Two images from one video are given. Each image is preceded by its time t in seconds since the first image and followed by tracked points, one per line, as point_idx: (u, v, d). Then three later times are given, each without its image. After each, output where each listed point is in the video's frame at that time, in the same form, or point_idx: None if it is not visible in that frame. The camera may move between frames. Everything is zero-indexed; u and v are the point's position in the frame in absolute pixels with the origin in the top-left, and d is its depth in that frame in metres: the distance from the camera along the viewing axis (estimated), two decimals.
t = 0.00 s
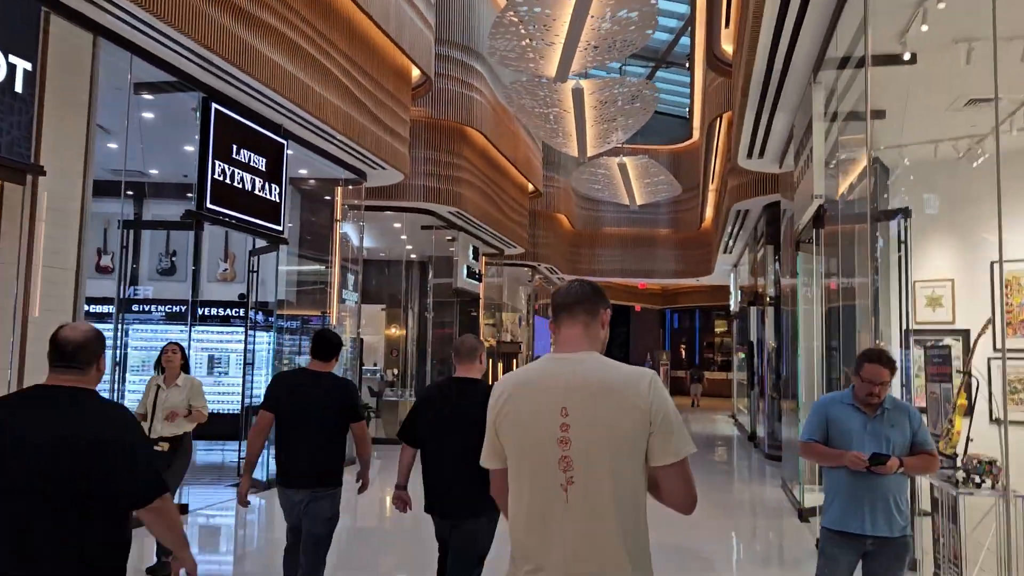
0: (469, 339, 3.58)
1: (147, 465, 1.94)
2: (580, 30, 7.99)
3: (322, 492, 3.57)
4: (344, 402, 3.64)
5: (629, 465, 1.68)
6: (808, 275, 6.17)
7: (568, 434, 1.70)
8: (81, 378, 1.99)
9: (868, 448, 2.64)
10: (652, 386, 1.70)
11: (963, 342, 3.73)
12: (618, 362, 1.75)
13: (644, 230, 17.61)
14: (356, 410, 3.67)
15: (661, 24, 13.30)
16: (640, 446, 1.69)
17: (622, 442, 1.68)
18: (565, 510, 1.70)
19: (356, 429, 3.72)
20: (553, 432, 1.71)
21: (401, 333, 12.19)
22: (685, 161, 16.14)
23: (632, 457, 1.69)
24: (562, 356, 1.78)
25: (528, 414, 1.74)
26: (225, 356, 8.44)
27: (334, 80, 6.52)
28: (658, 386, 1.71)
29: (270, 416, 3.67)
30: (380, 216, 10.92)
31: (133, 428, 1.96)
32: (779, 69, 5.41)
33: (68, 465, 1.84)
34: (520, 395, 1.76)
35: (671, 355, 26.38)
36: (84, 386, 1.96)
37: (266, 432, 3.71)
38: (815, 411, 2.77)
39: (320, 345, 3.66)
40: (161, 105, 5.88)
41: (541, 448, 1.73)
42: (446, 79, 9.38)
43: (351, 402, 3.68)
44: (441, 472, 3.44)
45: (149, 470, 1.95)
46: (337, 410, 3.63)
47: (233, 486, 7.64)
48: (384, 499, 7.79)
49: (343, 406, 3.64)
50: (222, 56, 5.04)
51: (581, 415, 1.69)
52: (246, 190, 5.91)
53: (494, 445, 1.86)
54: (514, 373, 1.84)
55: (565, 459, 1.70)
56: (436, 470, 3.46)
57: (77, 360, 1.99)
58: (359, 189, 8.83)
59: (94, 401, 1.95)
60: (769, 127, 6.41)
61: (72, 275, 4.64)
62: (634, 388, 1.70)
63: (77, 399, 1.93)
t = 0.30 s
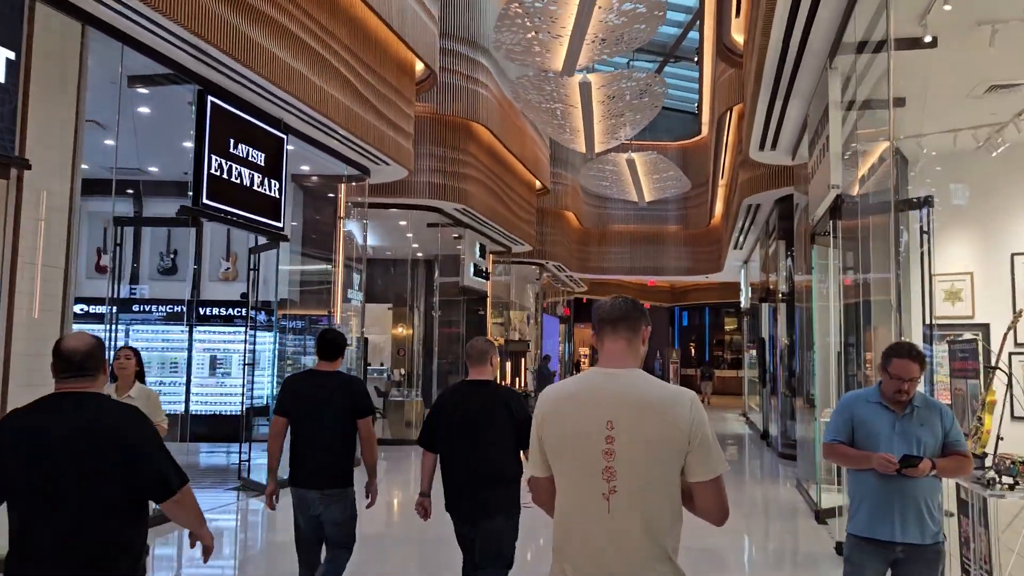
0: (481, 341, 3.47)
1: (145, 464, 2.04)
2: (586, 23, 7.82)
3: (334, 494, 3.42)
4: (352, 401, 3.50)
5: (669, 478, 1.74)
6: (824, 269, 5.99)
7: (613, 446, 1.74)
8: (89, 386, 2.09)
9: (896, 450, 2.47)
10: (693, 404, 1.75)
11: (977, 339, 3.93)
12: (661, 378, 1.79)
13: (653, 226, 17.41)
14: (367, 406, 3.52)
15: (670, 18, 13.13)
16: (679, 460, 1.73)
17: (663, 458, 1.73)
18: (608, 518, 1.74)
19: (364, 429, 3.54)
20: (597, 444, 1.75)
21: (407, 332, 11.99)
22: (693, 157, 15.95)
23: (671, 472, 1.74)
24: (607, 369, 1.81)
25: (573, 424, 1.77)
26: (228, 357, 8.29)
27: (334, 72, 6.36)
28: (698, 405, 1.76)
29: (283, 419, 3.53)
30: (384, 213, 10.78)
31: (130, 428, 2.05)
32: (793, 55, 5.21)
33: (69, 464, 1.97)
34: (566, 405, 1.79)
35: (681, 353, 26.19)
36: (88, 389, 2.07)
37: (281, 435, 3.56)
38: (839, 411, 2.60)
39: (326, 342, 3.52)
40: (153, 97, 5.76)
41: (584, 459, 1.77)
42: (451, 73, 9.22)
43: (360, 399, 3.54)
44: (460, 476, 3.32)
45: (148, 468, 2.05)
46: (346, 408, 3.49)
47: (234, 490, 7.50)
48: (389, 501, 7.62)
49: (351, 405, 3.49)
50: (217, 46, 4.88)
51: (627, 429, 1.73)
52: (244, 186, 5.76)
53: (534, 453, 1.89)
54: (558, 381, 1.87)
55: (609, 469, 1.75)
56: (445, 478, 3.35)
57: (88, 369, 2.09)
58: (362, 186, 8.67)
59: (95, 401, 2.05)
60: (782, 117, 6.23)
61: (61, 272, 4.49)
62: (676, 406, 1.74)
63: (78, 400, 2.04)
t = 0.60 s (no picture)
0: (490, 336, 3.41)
1: (142, 466, 2.14)
2: (585, 11, 7.63)
3: (349, 489, 3.53)
4: (353, 399, 3.58)
5: (687, 453, 1.95)
6: (832, 262, 5.81)
7: (636, 425, 1.94)
8: (92, 378, 2.18)
9: (920, 456, 2.28)
10: (708, 386, 1.98)
11: (998, 329, 3.61)
12: (677, 364, 2.01)
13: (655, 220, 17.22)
14: (368, 404, 3.57)
15: (671, 7, 12.92)
16: (698, 436, 1.95)
17: (683, 435, 1.94)
18: (631, 490, 1.94)
19: (363, 427, 3.57)
20: (621, 423, 1.95)
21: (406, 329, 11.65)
22: (696, 149, 15.75)
23: (690, 448, 1.95)
24: (627, 356, 2.01)
25: (600, 404, 1.97)
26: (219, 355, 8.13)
27: (326, 62, 6.18)
28: (712, 387, 1.99)
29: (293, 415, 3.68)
30: (382, 208, 10.60)
31: (129, 430, 2.13)
32: (798, 41, 5.03)
33: (69, 462, 2.07)
34: (591, 388, 1.99)
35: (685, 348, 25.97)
36: (83, 388, 2.15)
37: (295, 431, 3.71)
38: (856, 411, 2.42)
39: (332, 341, 3.62)
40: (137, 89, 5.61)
41: (609, 437, 1.96)
42: (448, 65, 9.04)
43: (361, 396, 3.61)
44: (461, 478, 3.30)
45: (141, 465, 2.14)
46: (348, 404, 3.57)
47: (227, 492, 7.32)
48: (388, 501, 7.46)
49: (353, 403, 3.57)
50: (202, 35, 4.71)
51: (649, 409, 1.94)
52: (233, 179, 5.58)
53: (555, 434, 2.03)
54: (579, 368, 2.06)
55: (632, 447, 1.94)
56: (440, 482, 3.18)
57: (88, 362, 2.17)
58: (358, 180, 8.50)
59: (98, 400, 2.14)
60: (788, 105, 6.05)
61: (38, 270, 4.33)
62: (694, 388, 1.96)
63: (82, 399, 2.13)
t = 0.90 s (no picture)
0: (500, 335, 3.43)
1: (152, 468, 2.05)
2: None
3: (364, 479, 3.52)
4: (366, 394, 3.54)
5: (687, 447, 2.03)
6: (830, 254, 5.69)
7: (638, 423, 2.02)
8: (114, 383, 2.14)
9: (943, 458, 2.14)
10: (703, 383, 2.06)
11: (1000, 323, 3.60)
12: (674, 364, 2.09)
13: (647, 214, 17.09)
14: (381, 402, 3.53)
15: None
16: (697, 431, 2.03)
17: (683, 430, 2.02)
18: (636, 483, 2.02)
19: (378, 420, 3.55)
20: (625, 421, 2.03)
21: (396, 323, 11.28)
22: (688, 142, 15.63)
23: (690, 442, 2.03)
24: (627, 360, 2.09)
25: (605, 406, 2.05)
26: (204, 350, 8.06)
27: (312, 50, 6.01)
28: (707, 384, 2.07)
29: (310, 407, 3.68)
30: (370, 201, 10.42)
31: (131, 434, 2.05)
32: (797, 27, 4.90)
33: (73, 467, 2.04)
34: (596, 391, 2.07)
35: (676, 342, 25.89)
36: (93, 391, 2.10)
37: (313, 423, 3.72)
38: (869, 409, 2.29)
39: (348, 336, 3.59)
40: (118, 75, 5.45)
41: (613, 436, 2.04)
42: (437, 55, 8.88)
43: (375, 391, 3.57)
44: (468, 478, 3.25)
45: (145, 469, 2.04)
46: (362, 399, 3.54)
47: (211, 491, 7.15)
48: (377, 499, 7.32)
49: (366, 398, 3.53)
50: (181, 20, 4.54)
51: (650, 407, 2.02)
52: (215, 169, 5.41)
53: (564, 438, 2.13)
54: (584, 373, 2.14)
55: (636, 443, 2.02)
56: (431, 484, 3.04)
57: (109, 364, 2.14)
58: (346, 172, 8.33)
59: (108, 402, 2.08)
60: (785, 94, 5.91)
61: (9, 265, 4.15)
62: (691, 385, 2.04)
63: (94, 401, 2.08)
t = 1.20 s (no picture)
0: (485, 328, 3.32)
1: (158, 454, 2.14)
2: None
3: (347, 471, 3.49)
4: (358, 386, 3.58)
5: (675, 431, 2.05)
6: (815, 249, 5.58)
7: (630, 409, 2.04)
8: (112, 370, 2.19)
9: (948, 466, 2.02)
10: (694, 369, 2.07)
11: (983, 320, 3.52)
12: (667, 351, 2.10)
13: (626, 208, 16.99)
14: (375, 394, 3.58)
15: None
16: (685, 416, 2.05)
17: (673, 415, 2.04)
18: (626, 467, 2.05)
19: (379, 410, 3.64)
20: (617, 407, 2.05)
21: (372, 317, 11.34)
22: (668, 135, 15.52)
23: (679, 426, 2.05)
24: (622, 348, 2.11)
25: (598, 391, 2.08)
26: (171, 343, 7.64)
27: (283, 32, 5.77)
28: (698, 371, 2.08)
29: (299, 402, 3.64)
30: (345, 191, 10.17)
31: (138, 425, 2.12)
32: (783, 16, 4.78)
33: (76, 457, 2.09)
34: (591, 376, 2.10)
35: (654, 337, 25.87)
36: (92, 380, 2.15)
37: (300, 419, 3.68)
38: (868, 410, 2.15)
39: (334, 329, 3.62)
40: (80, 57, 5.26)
41: (606, 421, 2.07)
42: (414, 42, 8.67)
43: (366, 381, 3.60)
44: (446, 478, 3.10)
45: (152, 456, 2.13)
46: (358, 392, 3.58)
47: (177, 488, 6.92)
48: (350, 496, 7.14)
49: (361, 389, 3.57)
50: None
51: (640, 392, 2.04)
52: (180, 154, 5.19)
53: (563, 420, 2.18)
54: (581, 358, 2.17)
55: (627, 428, 2.05)
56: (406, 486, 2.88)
57: (105, 353, 2.19)
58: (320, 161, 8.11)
59: (110, 391, 2.14)
60: (770, 85, 5.81)
61: None
62: (681, 372, 2.05)
63: (92, 390, 2.14)
